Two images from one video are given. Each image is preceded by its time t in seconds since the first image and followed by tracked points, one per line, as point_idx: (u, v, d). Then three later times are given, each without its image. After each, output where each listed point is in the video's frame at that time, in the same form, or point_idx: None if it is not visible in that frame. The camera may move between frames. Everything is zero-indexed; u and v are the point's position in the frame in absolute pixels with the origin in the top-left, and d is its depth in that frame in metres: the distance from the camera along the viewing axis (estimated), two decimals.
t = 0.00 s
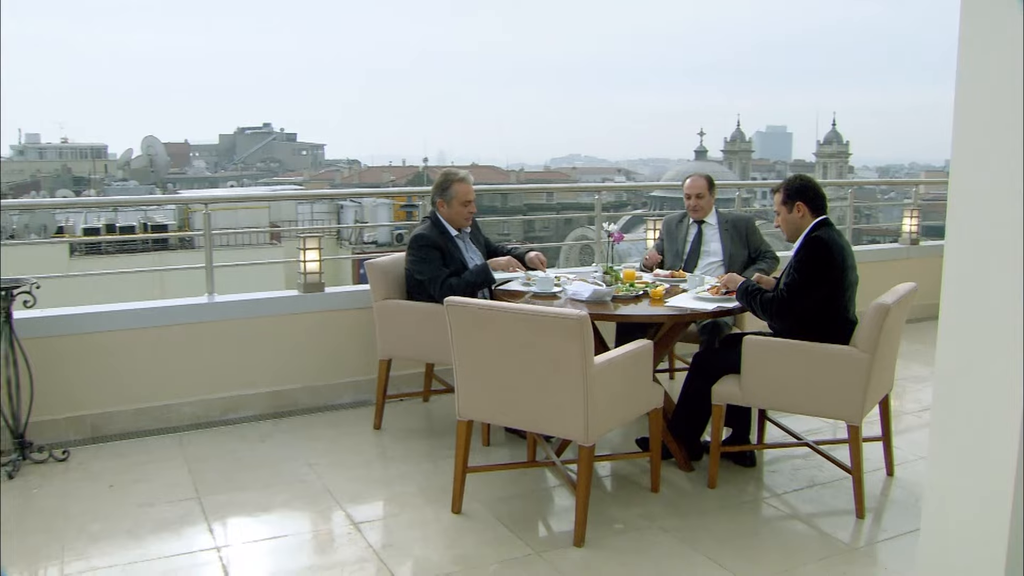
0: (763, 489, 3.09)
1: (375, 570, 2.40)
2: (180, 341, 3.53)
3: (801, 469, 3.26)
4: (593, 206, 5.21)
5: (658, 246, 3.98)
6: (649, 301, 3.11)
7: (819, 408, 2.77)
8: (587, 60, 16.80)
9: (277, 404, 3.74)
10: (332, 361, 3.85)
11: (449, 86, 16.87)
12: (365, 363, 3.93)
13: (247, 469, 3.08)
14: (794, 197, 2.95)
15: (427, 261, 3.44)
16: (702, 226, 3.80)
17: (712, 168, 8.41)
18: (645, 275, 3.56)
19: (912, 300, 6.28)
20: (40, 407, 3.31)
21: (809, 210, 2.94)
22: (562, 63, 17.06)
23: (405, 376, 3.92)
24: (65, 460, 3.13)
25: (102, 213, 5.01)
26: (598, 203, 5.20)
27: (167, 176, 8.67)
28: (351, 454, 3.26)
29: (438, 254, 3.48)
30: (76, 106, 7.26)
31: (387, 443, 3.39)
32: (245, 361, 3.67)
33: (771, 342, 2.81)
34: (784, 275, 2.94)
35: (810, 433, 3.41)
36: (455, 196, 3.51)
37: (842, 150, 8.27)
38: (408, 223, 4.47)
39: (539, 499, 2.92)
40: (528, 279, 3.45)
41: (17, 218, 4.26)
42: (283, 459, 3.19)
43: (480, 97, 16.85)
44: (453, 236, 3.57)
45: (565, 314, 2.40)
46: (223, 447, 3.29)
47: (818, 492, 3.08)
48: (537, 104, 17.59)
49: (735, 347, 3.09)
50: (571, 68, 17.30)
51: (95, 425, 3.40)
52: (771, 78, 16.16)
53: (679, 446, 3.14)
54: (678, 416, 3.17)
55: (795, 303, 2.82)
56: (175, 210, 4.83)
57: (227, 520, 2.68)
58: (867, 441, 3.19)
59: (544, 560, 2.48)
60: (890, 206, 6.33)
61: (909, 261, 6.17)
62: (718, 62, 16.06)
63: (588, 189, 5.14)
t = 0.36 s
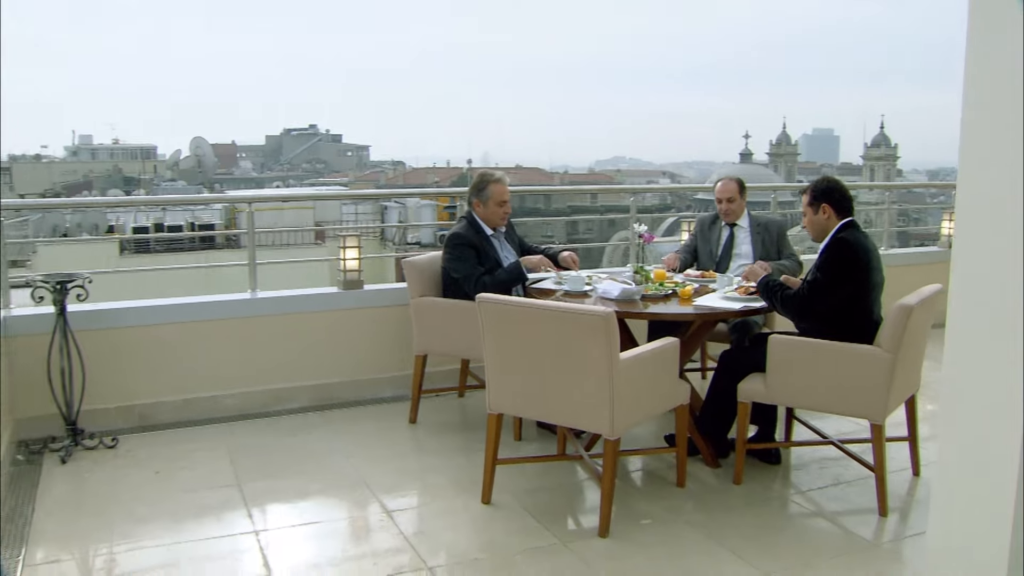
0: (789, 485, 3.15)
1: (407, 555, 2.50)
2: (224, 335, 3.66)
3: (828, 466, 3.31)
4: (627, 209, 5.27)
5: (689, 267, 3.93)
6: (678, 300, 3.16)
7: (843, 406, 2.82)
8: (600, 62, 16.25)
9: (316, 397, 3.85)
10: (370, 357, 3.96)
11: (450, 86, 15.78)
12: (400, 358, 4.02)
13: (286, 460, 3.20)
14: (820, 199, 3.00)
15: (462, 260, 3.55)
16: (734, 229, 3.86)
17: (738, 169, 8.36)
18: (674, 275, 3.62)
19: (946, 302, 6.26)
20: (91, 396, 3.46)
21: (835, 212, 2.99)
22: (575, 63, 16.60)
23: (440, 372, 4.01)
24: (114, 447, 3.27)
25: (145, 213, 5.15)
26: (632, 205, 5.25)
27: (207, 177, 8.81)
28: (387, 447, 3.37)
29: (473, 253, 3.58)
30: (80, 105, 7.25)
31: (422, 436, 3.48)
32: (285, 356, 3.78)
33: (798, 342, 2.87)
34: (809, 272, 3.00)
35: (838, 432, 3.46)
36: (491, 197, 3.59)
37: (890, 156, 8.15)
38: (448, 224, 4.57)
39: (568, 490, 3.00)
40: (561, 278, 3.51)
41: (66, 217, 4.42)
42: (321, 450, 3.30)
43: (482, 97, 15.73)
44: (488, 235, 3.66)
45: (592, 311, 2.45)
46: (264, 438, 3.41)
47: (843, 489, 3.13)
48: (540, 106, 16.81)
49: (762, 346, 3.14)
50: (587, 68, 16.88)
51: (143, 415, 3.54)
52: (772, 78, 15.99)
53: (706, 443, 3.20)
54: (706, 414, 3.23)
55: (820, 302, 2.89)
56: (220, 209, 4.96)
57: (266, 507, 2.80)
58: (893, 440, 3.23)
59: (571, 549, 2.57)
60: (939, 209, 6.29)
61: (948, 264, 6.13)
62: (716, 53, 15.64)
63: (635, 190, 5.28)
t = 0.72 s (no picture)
0: (827, 484, 3.18)
1: (449, 542, 2.59)
2: (278, 329, 3.79)
3: (868, 466, 3.33)
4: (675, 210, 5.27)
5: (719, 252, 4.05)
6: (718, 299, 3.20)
7: (878, 405, 2.86)
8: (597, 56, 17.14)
9: (366, 390, 3.97)
10: (419, 352, 4.06)
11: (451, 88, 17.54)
12: (449, 354, 4.12)
13: (336, 449, 3.31)
14: (859, 200, 3.04)
15: (508, 258, 3.62)
16: (775, 231, 3.87)
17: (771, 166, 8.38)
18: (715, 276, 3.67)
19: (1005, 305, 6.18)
20: (152, 386, 3.61)
21: (873, 213, 3.03)
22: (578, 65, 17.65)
23: (486, 367, 4.11)
24: (172, 436, 3.41)
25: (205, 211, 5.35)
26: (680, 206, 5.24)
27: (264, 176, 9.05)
28: (433, 439, 3.46)
29: (519, 252, 3.66)
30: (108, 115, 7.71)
31: (467, 429, 3.58)
32: (336, 350, 3.91)
33: (834, 340, 2.91)
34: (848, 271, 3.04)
35: (879, 432, 3.48)
36: (537, 196, 3.67)
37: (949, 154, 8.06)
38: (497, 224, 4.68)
39: (609, 483, 3.07)
40: (604, 277, 3.57)
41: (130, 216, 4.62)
42: (369, 441, 3.41)
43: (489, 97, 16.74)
44: (534, 234, 3.74)
45: (630, 308, 2.51)
46: (315, 428, 3.53)
47: (881, 489, 3.16)
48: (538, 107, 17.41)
49: (802, 345, 3.18)
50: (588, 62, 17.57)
51: (200, 405, 3.69)
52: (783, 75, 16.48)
53: (745, 440, 3.25)
54: (746, 411, 3.28)
55: (857, 300, 2.93)
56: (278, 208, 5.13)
57: (315, 493, 2.91)
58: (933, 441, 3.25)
59: (609, 539, 2.63)
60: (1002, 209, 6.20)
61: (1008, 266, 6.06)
62: (712, 64, 17.18)
63: (690, 192, 5.18)
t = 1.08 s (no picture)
0: (871, 482, 3.22)
1: (497, 528, 2.69)
2: (336, 323, 3.92)
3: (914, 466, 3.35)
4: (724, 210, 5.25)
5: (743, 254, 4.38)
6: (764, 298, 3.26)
7: (919, 404, 2.89)
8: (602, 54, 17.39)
9: (420, 384, 4.08)
10: (472, 348, 4.16)
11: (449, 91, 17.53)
12: (501, 350, 4.21)
13: (389, 440, 3.43)
14: (905, 202, 3.07)
15: (559, 258, 3.71)
16: (822, 234, 3.89)
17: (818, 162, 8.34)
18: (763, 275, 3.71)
19: None
20: (215, 375, 3.77)
21: (919, 214, 3.05)
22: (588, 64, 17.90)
23: (537, 363, 4.20)
24: (233, 424, 3.56)
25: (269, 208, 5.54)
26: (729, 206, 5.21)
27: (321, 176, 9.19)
28: (483, 431, 3.56)
29: (569, 251, 3.74)
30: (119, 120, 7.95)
31: (517, 423, 3.67)
32: (391, 345, 4.02)
33: (877, 340, 2.95)
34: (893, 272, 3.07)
35: (927, 432, 3.50)
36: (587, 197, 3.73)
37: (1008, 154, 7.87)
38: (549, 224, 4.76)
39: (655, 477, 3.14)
40: (653, 275, 3.64)
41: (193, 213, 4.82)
42: (422, 433, 3.52)
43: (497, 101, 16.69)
44: (584, 234, 3.81)
45: (673, 305, 2.58)
46: (368, 420, 3.65)
47: (926, 488, 3.18)
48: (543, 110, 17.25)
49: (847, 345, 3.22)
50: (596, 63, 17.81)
51: (259, 396, 3.83)
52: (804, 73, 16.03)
53: (789, 438, 3.30)
54: (790, 410, 3.33)
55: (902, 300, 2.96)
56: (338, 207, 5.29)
57: (368, 481, 3.02)
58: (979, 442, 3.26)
59: (652, 530, 2.71)
60: None
61: None
62: (721, 64, 17.16)
63: (750, 194, 5.28)
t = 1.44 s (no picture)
0: (917, 481, 3.24)
1: (546, 517, 2.78)
2: (392, 319, 4.03)
3: (963, 467, 3.37)
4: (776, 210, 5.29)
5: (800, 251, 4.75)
6: (812, 298, 3.31)
7: (962, 404, 2.92)
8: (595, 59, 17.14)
9: (475, 379, 4.18)
10: (527, 344, 4.25)
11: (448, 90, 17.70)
12: (555, 346, 4.29)
13: (441, 432, 3.53)
14: (955, 203, 3.09)
15: (610, 256, 3.79)
16: (873, 237, 3.91)
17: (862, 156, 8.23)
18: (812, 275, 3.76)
19: None
20: (276, 367, 3.91)
21: (969, 216, 3.08)
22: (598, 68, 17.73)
23: (590, 359, 4.28)
24: (294, 414, 3.69)
25: (330, 208, 5.69)
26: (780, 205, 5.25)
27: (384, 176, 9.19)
28: (534, 425, 3.65)
29: (621, 250, 3.82)
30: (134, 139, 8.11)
31: (568, 418, 3.75)
32: (446, 339, 4.13)
33: (921, 340, 2.98)
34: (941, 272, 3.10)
35: (978, 433, 3.50)
36: (640, 197, 3.78)
37: None
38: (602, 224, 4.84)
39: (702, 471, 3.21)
40: (702, 275, 3.70)
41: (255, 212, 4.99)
42: (474, 426, 3.61)
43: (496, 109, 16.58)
44: (636, 233, 3.87)
45: (719, 303, 2.64)
46: (420, 413, 3.75)
47: (973, 488, 3.20)
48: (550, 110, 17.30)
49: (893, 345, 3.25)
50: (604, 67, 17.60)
51: (318, 388, 3.97)
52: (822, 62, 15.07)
53: (835, 436, 3.35)
54: (836, 408, 3.37)
55: (947, 300, 3.00)
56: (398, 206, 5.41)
57: (421, 470, 3.13)
58: None
59: (698, 522, 2.77)
60: None
61: None
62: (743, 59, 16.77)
63: (811, 195, 5.27)
